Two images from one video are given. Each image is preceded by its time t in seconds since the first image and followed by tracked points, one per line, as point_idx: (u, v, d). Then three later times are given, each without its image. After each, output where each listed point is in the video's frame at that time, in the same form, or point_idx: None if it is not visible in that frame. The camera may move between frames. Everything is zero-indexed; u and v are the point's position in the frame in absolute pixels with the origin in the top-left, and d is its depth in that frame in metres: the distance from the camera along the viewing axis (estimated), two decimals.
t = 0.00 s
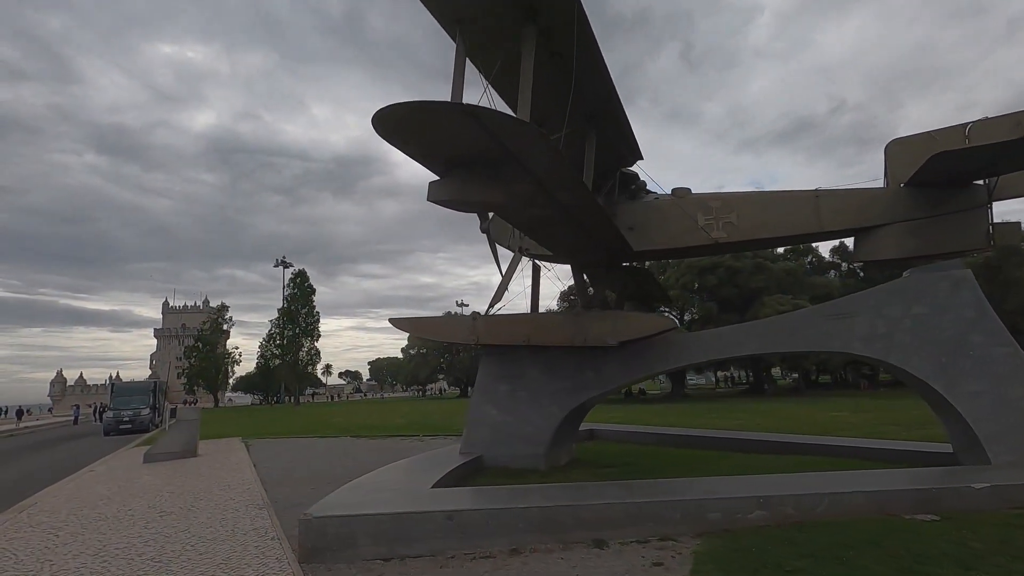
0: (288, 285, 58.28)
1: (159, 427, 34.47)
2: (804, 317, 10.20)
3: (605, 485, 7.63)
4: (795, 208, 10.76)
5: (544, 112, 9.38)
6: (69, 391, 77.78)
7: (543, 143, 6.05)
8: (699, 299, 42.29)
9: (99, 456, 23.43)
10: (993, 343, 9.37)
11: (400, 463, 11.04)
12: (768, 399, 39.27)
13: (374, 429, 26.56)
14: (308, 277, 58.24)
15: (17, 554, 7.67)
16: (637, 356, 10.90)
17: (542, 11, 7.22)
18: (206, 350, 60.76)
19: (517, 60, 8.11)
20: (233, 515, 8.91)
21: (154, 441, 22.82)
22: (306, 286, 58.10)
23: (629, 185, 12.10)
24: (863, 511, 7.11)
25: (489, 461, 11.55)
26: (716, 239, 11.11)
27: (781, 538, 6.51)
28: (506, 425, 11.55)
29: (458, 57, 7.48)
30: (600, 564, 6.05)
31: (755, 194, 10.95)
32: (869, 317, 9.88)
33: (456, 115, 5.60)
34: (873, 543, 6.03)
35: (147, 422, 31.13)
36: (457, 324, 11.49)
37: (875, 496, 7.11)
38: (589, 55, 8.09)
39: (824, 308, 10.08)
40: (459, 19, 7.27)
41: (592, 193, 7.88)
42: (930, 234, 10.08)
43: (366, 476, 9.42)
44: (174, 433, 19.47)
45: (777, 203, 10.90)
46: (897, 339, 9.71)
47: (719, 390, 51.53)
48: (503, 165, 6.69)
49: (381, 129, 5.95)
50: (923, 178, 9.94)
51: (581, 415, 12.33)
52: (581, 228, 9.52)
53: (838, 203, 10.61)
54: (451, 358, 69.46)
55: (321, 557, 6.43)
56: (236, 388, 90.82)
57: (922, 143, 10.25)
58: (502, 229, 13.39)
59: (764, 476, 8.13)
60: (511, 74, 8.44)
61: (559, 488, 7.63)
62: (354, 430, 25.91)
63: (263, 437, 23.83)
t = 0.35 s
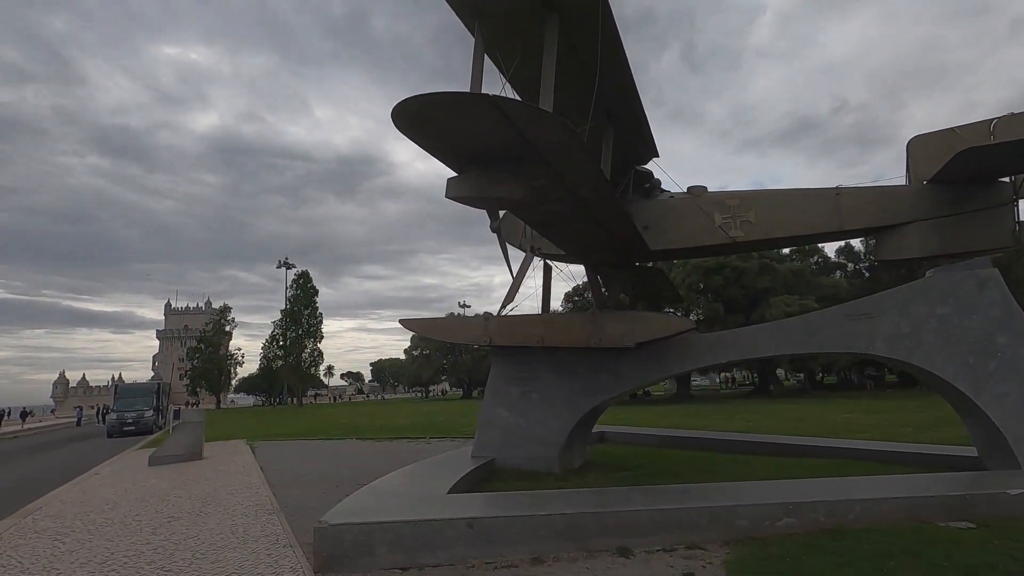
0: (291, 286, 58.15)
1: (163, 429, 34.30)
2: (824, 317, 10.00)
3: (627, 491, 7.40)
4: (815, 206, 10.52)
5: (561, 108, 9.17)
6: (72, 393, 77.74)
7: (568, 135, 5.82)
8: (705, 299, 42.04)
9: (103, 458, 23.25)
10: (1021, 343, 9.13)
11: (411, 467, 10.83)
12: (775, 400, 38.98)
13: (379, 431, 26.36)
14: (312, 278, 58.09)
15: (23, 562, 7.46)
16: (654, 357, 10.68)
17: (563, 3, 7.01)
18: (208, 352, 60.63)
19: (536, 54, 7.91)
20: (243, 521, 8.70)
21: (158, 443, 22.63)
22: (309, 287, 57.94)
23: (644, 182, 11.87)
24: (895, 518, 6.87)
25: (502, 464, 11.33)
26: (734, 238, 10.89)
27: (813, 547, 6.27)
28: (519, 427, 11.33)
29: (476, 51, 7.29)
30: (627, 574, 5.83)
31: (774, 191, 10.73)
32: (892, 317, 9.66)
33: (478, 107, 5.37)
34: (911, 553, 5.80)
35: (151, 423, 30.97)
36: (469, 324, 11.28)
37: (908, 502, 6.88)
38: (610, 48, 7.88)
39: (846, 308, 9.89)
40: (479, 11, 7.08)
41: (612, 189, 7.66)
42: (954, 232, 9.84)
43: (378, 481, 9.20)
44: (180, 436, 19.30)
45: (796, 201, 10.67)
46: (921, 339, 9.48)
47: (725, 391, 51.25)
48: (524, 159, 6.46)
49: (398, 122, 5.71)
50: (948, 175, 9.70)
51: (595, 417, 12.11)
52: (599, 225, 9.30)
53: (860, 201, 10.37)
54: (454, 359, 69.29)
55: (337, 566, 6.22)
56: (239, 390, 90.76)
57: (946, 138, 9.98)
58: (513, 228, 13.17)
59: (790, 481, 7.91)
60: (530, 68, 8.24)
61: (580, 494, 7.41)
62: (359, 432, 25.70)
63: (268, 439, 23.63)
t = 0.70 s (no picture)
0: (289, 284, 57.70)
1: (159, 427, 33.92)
2: (839, 314, 9.78)
3: (643, 493, 7.12)
4: (829, 200, 10.28)
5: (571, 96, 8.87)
6: (67, 391, 77.16)
7: (587, 118, 5.54)
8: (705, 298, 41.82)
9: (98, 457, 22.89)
10: None
11: (414, 467, 10.54)
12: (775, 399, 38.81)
13: (379, 430, 26.05)
14: (309, 276, 57.66)
15: (12, 565, 7.15)
16: (665, 355, 10.42)
17: None
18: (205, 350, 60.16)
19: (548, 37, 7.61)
20: (243, 523, 8.40)
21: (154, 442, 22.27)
22: (307, 284, 57.52)
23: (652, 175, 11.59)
24: (923, 521, 6.62)
25: (508, 464, 11.05)
26: (746, 232, 10.61)
27: (839, 552, 6.02)
28: (525, 427, 11.06)
29: (487, 34, 7.01)
30: None
31: (787, 185, 10.47)
32: (909, 314, 9.44)
33: (494, 88, 5.08)
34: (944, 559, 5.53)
35: (146, 422, 30.58)
36: (474, 321, 10.98)
37: (935, 504, 6.63)
38: (624, 31, 7.59)
39: (862, 304, 9.69)
40: None
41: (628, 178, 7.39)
42: (974, 226, 9.57)
43: (381, 482, 8.90)
44: (176, 435, 18.96)
45: (810, 194, 10.41)
46: (940, 336, 9.26)
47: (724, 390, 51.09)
48: (538, 146, 6.18)
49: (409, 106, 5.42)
50: (967, 168, 9.43)
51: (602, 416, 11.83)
52: (610, 218, 9.02)
53: (875, 194, 10.13)
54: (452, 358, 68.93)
55: (342, 571, 5.93)
56: (235, 388, 90.23)
57: (963, 130, 9.67)
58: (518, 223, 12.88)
59: (809, 482, 7.65)
60: (541, 53, 7.94)
61: (593, 497, 7.13)
62: (358, 432, 25.37)
63: (265, 438, 23.28)
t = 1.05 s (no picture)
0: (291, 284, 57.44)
1: (161, 428, 33.71)
2: (860, 311, 9.48)
3: (664, 499, 6.84)
4: (848, 194, 9.97)
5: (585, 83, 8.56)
6: (70, 392, 77.10)
7: (608, 101, 5.24)
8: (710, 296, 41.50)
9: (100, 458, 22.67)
10: None
11: (422, 469, 10.28)
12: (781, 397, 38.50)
13: (383, 430, 25.80)
14: (311, 275, 57.39)
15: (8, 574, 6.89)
16: (680, 354, 10.13)
17: None
18: (207, 350, 59.97)
19: (564, 20, 7.30)
20: (247, 530, 8.13)
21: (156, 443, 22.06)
22: (309, 284, 57.24)
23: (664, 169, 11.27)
24: (957, 527, 6.32)
25: (517, 466, 10.78)
26: (762, 227, 10.31)
27: (873, 560, 5.73)
28: (535, 428, 10.78)
29: (500, 18, 6.72)
30: None
31: (803, 178, 10.18)
32: (933, 311, 9.13)
33: (511, 69, 4.80)
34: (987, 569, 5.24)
35: (148, 423, 30.34)
36: (482, 320, 10.70)
37: (971, 509, 6.33)
38: (642, 15, 7.28)
39: (884, 300, 9.40)
40: None
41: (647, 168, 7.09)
42: (1000, 220, 9.24)
43: (389, 486, 8.64)
44: (178, 436, 18.73)
45: (829, 188, 10.10)
46: (966, 334, 8.95)
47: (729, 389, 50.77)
48: (556, 133, 5.89)
49: (420, 91, 5.14)
50: (993, 159, 9.11)
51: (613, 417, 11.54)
52: (624, 212, 8.72)
53: (896, 188, 9.81)
54: (455, 357, 68.71)
55: None
56: (238, 388, 90.07)
57: (991, 120, 9.35)
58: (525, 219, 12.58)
59: (836, 486, 7.36)
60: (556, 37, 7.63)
61: (611, 502, 6.83)
62: (361, 432, 25.11)
63: (268, 439, 23.04)
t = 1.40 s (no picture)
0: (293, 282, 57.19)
1: (162, 426, 33.47)
2: (884, 307, 9.19)
3: (687, 501, 6.56)
4: (870, 187, 9.71)
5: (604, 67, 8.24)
6: (71, 389, 76.98)
7: (637, 75, 4.99)
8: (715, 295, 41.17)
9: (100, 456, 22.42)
10: None
11: (430, 468, 10.00)
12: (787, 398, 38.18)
13: (386, 429, 25.54)
14: (313, 273, 57.15)
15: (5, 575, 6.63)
16: (696, 351, 9.85)
17: None
18: (209, 348, 59.75)
19: None
20: (251, 530, 7.87)
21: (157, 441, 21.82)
22: (311, 282, 57.01)
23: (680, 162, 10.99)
24: (996, 531, 6.04)
25: (528, 466, 10.51)
26: (781, 221, 10.04)
27: (910, 565, 5.46)
28: (546, 427, 10.51)
29: None
30: None
31: (824, 171, 9.90)
32: (960, 307, 8.85)
33: (537, 41, 4.54)
34: None
35: (149, 420, 30.12)
36: (493, 316, 10.45)
37: (1011, 513, 6.04)
38: None
39: (909, 296, 9.11)
40: None
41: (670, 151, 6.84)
42: None
43: (398, 485, 8.39)
44: (180, 434, 18.48)
45: (850, 181, 9.82)
46: (994, 331, 8.68)
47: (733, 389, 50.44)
48: (580, 112, 5.63)
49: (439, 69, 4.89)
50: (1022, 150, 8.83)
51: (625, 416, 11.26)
52: (641, 200, 8.45)
53: (920, 181, 9.53)
54: (457, 356, 68.42)
55: None
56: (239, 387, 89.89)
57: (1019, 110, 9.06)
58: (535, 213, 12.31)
59: (863, 487, 7.10)
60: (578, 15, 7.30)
61: (632, 502, 6.56)
62: (365, 431, 24.85)
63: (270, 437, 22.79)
